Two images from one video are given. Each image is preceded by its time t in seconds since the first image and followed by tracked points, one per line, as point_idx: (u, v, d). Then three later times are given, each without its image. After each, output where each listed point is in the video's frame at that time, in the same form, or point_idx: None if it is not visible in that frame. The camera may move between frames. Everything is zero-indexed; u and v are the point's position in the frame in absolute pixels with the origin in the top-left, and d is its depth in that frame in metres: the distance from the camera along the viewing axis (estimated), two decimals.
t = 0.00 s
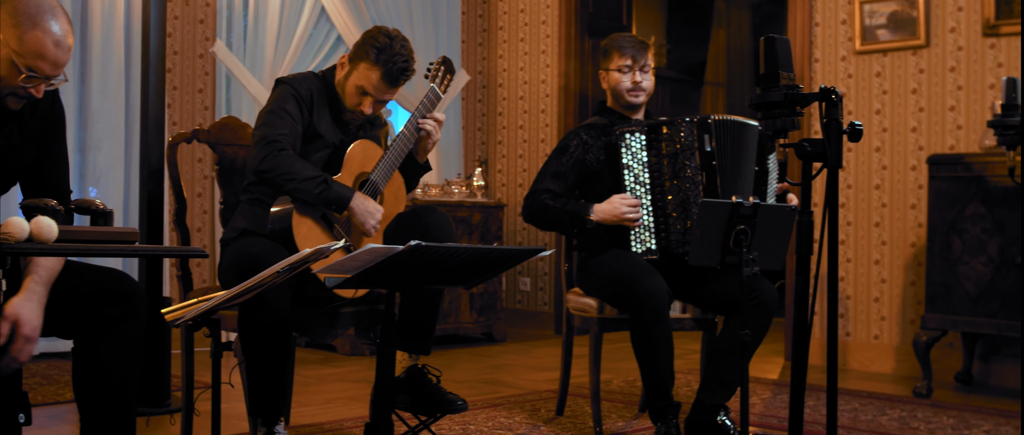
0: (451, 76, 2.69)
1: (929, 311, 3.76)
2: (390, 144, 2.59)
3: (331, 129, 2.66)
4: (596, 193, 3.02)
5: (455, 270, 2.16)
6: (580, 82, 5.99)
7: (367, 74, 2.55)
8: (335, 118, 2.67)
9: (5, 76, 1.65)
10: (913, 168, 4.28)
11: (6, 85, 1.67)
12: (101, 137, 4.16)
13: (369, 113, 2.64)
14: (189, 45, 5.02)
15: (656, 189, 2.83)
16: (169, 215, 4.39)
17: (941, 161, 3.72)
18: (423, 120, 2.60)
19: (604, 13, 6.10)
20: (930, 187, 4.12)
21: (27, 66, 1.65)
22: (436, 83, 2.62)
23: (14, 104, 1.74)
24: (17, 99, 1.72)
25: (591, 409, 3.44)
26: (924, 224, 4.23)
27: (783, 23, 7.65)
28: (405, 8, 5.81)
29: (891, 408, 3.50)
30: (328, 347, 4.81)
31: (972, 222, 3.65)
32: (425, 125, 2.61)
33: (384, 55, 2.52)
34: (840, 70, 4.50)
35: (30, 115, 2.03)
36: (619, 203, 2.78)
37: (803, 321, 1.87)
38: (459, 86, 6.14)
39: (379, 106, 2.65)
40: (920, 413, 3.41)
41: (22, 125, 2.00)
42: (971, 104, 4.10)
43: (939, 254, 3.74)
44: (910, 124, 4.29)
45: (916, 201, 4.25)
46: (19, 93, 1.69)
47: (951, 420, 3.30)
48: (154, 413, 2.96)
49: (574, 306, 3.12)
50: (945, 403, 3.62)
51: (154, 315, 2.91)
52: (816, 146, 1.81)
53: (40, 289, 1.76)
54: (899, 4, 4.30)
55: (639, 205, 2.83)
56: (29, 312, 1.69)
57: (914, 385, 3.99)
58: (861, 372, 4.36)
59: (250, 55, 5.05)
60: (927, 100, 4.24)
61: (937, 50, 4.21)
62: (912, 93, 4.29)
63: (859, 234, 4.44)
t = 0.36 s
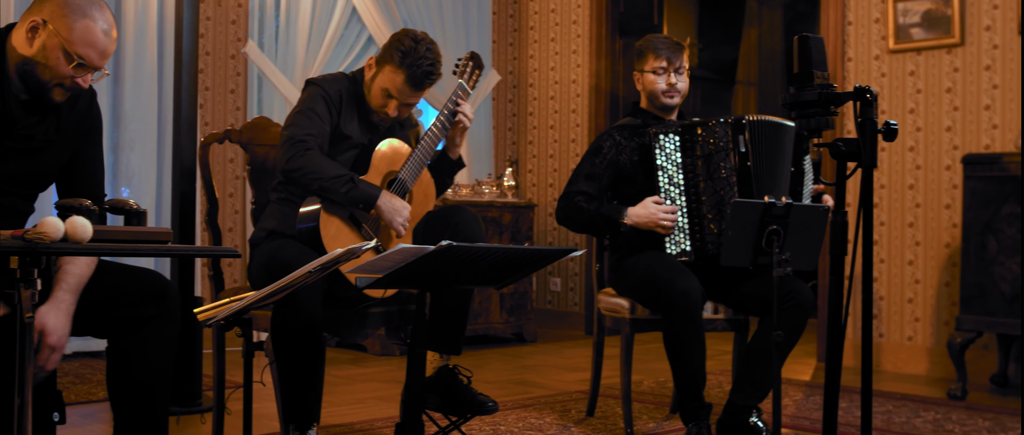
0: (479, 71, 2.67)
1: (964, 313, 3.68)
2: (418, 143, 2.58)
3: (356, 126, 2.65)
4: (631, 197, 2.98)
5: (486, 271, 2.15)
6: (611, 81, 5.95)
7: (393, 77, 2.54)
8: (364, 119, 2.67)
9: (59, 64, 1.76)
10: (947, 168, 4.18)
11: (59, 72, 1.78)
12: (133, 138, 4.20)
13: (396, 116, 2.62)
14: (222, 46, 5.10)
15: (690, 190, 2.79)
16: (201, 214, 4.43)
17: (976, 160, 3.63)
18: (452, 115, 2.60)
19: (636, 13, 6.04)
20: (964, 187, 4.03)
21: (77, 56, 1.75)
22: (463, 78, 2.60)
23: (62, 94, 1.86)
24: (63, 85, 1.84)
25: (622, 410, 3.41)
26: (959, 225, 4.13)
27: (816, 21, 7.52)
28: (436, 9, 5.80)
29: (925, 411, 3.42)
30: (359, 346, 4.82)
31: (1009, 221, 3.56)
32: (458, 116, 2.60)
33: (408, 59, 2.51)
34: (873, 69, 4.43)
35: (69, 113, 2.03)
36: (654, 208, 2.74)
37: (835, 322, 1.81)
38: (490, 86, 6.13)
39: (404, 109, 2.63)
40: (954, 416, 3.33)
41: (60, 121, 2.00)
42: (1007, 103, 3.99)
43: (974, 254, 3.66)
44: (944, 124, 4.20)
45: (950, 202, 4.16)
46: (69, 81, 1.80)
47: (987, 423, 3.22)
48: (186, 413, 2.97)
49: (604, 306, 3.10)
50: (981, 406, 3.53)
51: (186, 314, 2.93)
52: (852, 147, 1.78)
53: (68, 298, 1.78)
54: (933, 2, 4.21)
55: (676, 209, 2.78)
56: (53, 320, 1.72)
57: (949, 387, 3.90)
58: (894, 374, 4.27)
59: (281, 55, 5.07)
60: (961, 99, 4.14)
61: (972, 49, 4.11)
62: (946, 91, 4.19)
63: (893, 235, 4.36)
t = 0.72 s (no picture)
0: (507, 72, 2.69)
1: (1000, 315, 3.59)
2: (451, 141, 2.55)
3: (394, 127, 2.66)
4: (656, 191, 2.96)
5: (518, 272, 2.14)
6: (641, 82, 5.89)
7: (429, 75, 2.54)
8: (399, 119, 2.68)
9: (80, 73, 1.76)
10: (982, 169, 4.10)
11: (80, 81, 1.77)
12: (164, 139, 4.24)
13: (432, 112, 2.64)
14: (252, 47, 5.07)
15: (715, 191, 2.75)
16: (231, 215, 4.45)
17: (1012, 160, 3.55)
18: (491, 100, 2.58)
19: (666, 13, 5.97)
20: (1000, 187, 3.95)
21: (99, 66, 1.74)
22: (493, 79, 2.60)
23: (81, 102, 1.84)
24: (86, 93, 1.82)
25: (652, 412, 3.37)
26: (994, 225, 4.05)
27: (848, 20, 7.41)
28: (465, 8, 5.80)
29: (960, 414, 3.35)
30: (389, 347, 4.82)
31: None
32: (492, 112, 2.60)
33: (446, 55, 2.52)
34: (906, 68, 4.35)
35: (88, 114, 2.00)
36: (683, 205, 2.73)
37: (869, 323, 1.77)
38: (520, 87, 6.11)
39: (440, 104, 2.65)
40: (990, 419, 3.26)
41: (80, 124, 1.98)
42: None
43: (1011, 255, 3.58)
44: (978, 123, 4.11)
45: (985, 202, 4.07)
46: (89, 89, 1.79)
47: None
48: (216, 413, 2.99)
49: (634, 308, 3.07)
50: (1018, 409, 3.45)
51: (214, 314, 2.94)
52: (886, 146, 1.73)
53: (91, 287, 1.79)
54: (968, 1, 4.12)
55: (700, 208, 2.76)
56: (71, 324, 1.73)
57: (984, 390, 3.82)
58: (928, 376, 4.19)
59: (311, 56, 5.11)
60: (997, 98, 4.05)
61: (1008, 48, 4.01)
62: (981, 91, 4.10)
63: (926, 236, 4.28)
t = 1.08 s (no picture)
0: (537, 72, 2.69)
1: None
2: (478, 144, 2.56)
3: (412, 131, 2.65)
4: (712, 183, 2.89)
5: (548, 272, 2.11)
6: (671, 81, 5.80)
7: (445, 82, 2.51)
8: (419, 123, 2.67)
9: (84, 72, 1.74)
10: (1017, 169, 4.00)
11: (86, 80, 1.75)
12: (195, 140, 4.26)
13: (448, 118, 2.62)
14: (281, 49, 5.10)
15: (769, 192, 2.74)
16: (261, 217, 4.49)
17: None
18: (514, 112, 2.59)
19: (696, 13, 5.84)
20: None
21: (101, 65, 1.71)
22: (523, 77, 2.62)
23: (90, 99, 1.83)
24: (92, 92, 1.80)
25: (683, 414, 3.33)
26: None
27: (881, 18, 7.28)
28: (495, 10, 5.78)
29: (995, 417, 3.27)
30: (418, 349, 4.82)
31: None
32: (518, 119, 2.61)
33: (460, 62, 2.46)
34: (939, 68, 4.26)
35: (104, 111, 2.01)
36: (734, 203, 2.69)
37: (903, 327, 1.72)
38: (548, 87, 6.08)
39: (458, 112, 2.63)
40: None
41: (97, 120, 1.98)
42: None
43: None
44: (1013, 123, 4.00)
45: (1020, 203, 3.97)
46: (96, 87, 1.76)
47: None
48: (246, 413, 3.00)
49: (665, 309, 3.03)
50: None
51: (244, 316, 2.95)
52: (920, 146, 1.73)
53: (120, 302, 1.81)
54: None
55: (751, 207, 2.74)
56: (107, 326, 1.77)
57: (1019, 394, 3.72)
58: (962, 380, 4.10)
59: (340, 57, 5.14)
60: None
61: None
62: (1016, 91, 3.99)
63: (960, 237, 4.19)
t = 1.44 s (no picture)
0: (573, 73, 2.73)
1: None
2: (509, 148, 2.56)
3: (442, 131, 2.63)
4: (753, 186, 2.84)
5: (576, 274, 2.11)
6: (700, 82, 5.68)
7: (483, 86, 2.49)
8: (454, 126, 2.65)
9: (107, 74, 1.74)
10: None
11: (110, 81, 1.76)
12: (224, 141, 4.31)
13: (485, 121, 2.60)
14: (309, 50, 5.16)
15: (809, 197, 2.70)
16: (290, 217, 4.52)
17: None
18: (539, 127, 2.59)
19: (725, 12, 5.70)
20: None
21: (123, 65, 1.72)
22: (558, 79, 2.66)
23: (116, 98, 1.84)
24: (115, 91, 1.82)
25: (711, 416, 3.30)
26: None
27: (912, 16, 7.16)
28: (522, 11, 5.77)
29: None
30: (446, 349, 4.82)
31: None
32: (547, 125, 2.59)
33: (499, 67, 2.44)
34: (972, 68, 4.18)
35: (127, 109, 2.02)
36: (770, 209, 2.65)
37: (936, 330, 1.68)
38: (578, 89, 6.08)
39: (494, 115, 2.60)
40: None
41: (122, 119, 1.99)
42: None
43: None
44: None
45: None
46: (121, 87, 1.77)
47: None
48: (274, 413, 3.01)
49: (694, 311, 3.00)
50: None
51: (273, 316, 2.97)
52: (954, 147, 1.70)
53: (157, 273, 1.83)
54: None
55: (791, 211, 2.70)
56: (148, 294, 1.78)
57: None
58: (994, 383, 4.02)
59: (368, 58, 5.14)
60: None
61: None
62: None
63: (992, 239, 4.11)
